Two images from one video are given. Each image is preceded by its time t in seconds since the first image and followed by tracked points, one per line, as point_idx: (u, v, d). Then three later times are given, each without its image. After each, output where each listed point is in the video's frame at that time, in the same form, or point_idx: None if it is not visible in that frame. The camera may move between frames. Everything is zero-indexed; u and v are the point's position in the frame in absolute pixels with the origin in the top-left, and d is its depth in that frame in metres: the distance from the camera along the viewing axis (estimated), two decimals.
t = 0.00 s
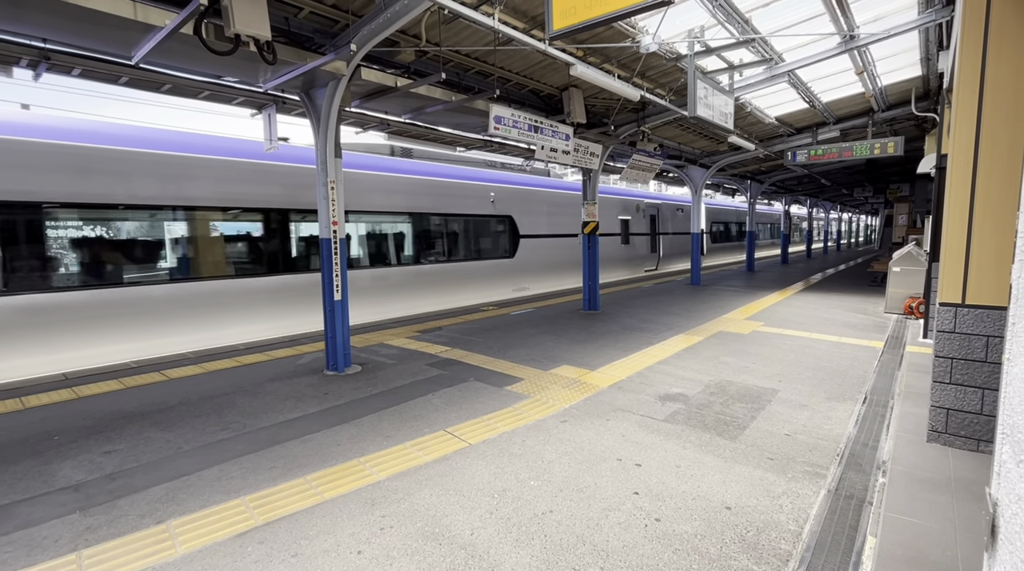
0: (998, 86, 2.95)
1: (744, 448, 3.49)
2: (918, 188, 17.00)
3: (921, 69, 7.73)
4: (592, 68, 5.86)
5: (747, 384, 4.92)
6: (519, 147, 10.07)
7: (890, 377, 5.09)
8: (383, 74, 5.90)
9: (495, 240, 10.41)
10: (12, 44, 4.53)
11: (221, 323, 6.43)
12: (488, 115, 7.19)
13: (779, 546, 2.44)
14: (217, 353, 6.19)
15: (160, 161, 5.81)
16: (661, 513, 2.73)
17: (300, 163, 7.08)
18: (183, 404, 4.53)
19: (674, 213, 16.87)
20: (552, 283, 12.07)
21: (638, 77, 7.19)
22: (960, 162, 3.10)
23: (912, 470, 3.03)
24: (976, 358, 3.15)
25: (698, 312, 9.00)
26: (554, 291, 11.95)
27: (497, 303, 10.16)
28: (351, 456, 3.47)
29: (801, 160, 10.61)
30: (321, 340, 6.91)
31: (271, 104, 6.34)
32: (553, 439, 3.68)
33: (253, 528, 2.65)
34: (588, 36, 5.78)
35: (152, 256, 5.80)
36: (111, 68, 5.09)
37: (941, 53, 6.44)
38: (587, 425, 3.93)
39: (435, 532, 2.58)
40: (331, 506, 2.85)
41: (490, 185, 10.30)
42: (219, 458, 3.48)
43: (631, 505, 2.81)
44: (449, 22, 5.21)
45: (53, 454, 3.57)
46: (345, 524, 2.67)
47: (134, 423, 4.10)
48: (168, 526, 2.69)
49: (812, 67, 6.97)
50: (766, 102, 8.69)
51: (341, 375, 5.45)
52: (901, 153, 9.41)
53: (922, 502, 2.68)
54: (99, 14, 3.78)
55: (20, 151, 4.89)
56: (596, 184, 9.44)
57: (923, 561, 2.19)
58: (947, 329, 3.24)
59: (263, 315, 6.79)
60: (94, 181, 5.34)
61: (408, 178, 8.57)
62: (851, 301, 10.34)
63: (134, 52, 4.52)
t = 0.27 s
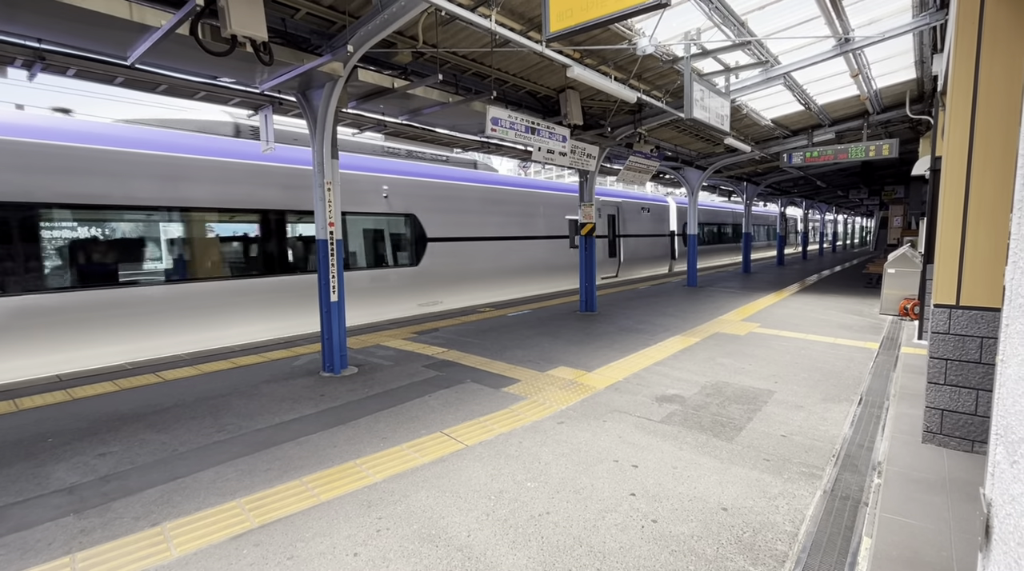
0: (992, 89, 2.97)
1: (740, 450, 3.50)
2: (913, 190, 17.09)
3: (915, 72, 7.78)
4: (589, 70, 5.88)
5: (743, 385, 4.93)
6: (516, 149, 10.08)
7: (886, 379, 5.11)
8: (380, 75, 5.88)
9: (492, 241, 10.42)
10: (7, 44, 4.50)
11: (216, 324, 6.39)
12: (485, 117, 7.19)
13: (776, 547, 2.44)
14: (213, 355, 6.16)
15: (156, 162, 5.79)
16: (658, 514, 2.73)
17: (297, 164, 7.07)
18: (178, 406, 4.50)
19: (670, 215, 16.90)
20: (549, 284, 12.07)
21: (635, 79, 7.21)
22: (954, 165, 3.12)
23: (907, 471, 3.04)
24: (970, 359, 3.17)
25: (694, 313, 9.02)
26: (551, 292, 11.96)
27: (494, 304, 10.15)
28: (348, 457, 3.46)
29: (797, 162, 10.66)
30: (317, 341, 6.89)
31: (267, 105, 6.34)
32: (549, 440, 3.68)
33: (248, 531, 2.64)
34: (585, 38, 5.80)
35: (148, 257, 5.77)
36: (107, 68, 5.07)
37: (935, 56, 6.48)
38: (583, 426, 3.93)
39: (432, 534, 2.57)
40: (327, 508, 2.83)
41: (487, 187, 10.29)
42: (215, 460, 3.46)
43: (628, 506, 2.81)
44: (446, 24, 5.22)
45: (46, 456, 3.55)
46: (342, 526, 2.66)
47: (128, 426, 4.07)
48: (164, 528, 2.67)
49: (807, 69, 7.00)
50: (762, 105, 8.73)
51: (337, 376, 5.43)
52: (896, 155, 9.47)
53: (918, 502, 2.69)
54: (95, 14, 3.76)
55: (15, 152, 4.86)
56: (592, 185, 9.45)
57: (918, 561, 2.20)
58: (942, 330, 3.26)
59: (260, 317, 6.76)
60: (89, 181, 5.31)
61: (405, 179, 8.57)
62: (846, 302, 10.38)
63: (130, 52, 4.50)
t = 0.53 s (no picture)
0: (986, 90, 2.99)
1: (737, 451, 3.50)
2: (908, 193, 17.18)
3: (910, 75, 7.83)
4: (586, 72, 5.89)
5: (740, 386, 4.94)
6: (513, 150, 10.09)
7: (881, 380, 5.13)
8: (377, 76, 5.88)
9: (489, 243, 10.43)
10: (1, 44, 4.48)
11: (212, 325, 6.37)
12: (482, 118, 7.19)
13: (772, 548, 2.44)
14: (209, 356, 6.14)
15: (152, 162, 5.76)
16: (654, 515, 2.73)
17: (294, 165, 7.06)
18: (174, 408, 4.48)
19: (667, 216, 16.94)
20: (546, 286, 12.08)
21: (631, 81, 7.22)
22: (948, 166, 3.14)
23: (903, 471, 3.06)
24: (965, 360, 3.18)
25: (691, 315, 9.04)
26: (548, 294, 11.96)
27: (491, 306, 10.15)
28: (345, 459, 3.45)
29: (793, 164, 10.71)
30: (314, 343, 6.87)
31: (264, 106, 6.33)
32: (546, 441, 3.68)
33: (243, 533, 2.62)
34: (582, 40, 5.81)
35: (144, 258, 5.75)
36: (102, 69, 5.06)
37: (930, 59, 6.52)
38: (580, 427, 3.93)
39: (428, 536, 2.56)
40: (324, 510, 2.82)
41: (484, 188, 10.30)
42: (210, 462, 3.45)
43: (624, 507, 2.81)
44: (443, 25, 5.22)
45: (40, 458, 3.52)
46: (338, 528, 2.65)
47: (123, 427, 4.05)
48: (158, 531, 2.65)
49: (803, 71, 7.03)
50: (759, 107, 8.76)
51: (334, 378, 5.42)
52: (891, 157, 9.52)
53: (913, 503, 2.70)
54: (90, 14, 3.75)
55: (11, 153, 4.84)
56: (589, 187, 9.47)
57: (914, 561, 2.21)
58: (936, 332, 3.28)
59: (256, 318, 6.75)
60: (84, 182, 5.29)
61: (402, 180, 8.56)
62: (842, 303, 10.43)
63: (126, 52, 4.49)
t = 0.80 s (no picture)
0: (981, 92, 3.00)
1: (734, 451, 3.51)
2: (904, 194, 17.26)
3: (906, 77, 7.87)
4: (583, 73, 5.90)
5: (736, 387, 4.95)
6: (511, 152, 10.10)
7: (877, 381, 5.15)
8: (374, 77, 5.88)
9: (487, 244, 10.43)
10: None
11: (208, 326, 6.34)
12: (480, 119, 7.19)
13: (769, 549, 2.45)
14: (205, 358, 6.12)
15: (148, 163, 5.72)
16: (652, 516, 2.73)
17: (291, 166, 7.04)
18: (170, 409, 4.47)
19: (664, 217, 16.97)
20: (543, 287, 12.09)
21: (629, 83, 7.24)
22: (943, 168, 3.16)
23: (899, 472, 3.07)
24: (960, 361, 3.20)
25: (688, 316, 9.06)
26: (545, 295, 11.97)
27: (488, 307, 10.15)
28: (341, 460, 3.44)
29: (789, 166, 10.75)
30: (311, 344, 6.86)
31: (261, 107, 6.32)
32: (544, 443, 3.68)
33: (239, 535, 2.61)
34: (579, 42, 5.83)
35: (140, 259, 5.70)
36: (98, 69, 5.04)
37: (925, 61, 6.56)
38: (577, 428, 3.93)
39: (425, 538, 2.56)
40: (321, 512, 2.81)
41: (481, 189, 10.30)
42: (207, 464, 3.43)
43: (621, 509, 2.81)
44: (441, 27, 5.23)
45: (35, 460, 3.50)
46: (335, 530, 2.64)
47: (119, 429, 4.02)
48: (153, 533, 2.64)
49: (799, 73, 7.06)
50: (755, 109, 8.80)
51: (331, 379, 5.40)
52: (887, 159, 9.56)
53: (909, 504, 2.71)
54: (87, 15, 3.74)
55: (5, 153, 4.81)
56: (587, 188, 9.48)
57: (910, 562, 2.22)
58: (932, 333, 3.29)
59: (253, 319, 6.73)
60: (80, 183, 5.25)
61: (400, 182, 8.57)
62: (838, 304, 10.46)
63: (122, 53, 4.47)
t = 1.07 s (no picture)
0: (976, 94, 3.02)
1: (731, 453, 3.52)
2: (900, 196, 17.34)
3: (902, 80, 7.91)
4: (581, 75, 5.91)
5: (734, 388, 4.96)
6: (508, 153, 10.10)
7: (873, 382, 5.16)
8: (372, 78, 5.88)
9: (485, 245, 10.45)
10: None
11: (204, 327, 6.31)
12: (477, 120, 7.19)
13: (766, 550, 2.45)
14: (201, 359, 6.10)
15: (144, 163, 5.71)
16: (649, 517, 2.73)
17: (289, 167, 7.04)
18: (167, 411, 4.45)
19: (661, 219, 17.00)
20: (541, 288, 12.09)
21: (626, 84, 7.26)
22: (939, 170, 3.17)
23: (895, 473, 3.08)
24: (956, 362, 3.21)
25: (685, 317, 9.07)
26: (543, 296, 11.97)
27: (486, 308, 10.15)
28: (338, 462, 3.43)
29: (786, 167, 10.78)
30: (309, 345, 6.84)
31: (258, 107, 6.31)
32: (541, 444, 3.68)
33: (236, 537, 2.60)
34: (577, 44, 5.84)
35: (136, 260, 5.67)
36: (95, 69, 5.03)
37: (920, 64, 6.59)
38: (575, 430, 3.93)
39: (423, 539, 2.55)
40: (318, 514, 2.80)
41: (479, 191, 10.30)
42: (203, 465, 3.42)
43: (619, 510, 2.81)
44: (438, 28, 5.23)
45: (30, 462, 3.48)
46: (332, 531, 2.63)
47: (114, 431, 4.01)
48: (149, 535, 2.63)
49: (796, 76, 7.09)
50: (752, 110, 8.83)
51: (328, 380, 5.39)
52: (883, 161, 9.60)
53: (905, 504, 2.72)
54: (84, 15, 3.73)
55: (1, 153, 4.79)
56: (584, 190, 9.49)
57: (906, 562, 2.22)
58: (928, 334, 3.30)
59: (250, 320, 6.71)
60: (75, 183, 5.22)
61: (398, 183, 8.56)
62: (835, 306, 10.49)
63: (119, 53, 4.46)
